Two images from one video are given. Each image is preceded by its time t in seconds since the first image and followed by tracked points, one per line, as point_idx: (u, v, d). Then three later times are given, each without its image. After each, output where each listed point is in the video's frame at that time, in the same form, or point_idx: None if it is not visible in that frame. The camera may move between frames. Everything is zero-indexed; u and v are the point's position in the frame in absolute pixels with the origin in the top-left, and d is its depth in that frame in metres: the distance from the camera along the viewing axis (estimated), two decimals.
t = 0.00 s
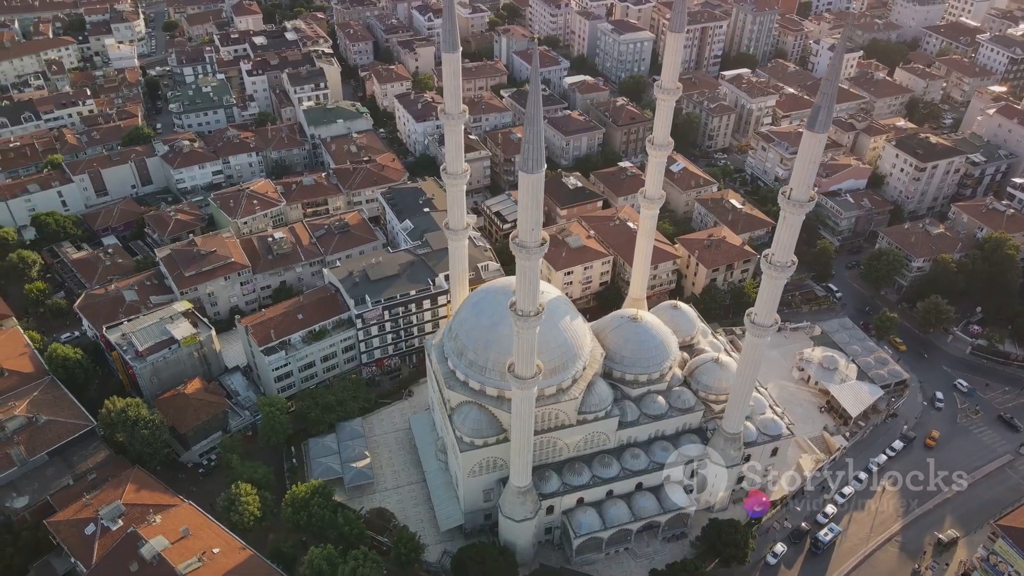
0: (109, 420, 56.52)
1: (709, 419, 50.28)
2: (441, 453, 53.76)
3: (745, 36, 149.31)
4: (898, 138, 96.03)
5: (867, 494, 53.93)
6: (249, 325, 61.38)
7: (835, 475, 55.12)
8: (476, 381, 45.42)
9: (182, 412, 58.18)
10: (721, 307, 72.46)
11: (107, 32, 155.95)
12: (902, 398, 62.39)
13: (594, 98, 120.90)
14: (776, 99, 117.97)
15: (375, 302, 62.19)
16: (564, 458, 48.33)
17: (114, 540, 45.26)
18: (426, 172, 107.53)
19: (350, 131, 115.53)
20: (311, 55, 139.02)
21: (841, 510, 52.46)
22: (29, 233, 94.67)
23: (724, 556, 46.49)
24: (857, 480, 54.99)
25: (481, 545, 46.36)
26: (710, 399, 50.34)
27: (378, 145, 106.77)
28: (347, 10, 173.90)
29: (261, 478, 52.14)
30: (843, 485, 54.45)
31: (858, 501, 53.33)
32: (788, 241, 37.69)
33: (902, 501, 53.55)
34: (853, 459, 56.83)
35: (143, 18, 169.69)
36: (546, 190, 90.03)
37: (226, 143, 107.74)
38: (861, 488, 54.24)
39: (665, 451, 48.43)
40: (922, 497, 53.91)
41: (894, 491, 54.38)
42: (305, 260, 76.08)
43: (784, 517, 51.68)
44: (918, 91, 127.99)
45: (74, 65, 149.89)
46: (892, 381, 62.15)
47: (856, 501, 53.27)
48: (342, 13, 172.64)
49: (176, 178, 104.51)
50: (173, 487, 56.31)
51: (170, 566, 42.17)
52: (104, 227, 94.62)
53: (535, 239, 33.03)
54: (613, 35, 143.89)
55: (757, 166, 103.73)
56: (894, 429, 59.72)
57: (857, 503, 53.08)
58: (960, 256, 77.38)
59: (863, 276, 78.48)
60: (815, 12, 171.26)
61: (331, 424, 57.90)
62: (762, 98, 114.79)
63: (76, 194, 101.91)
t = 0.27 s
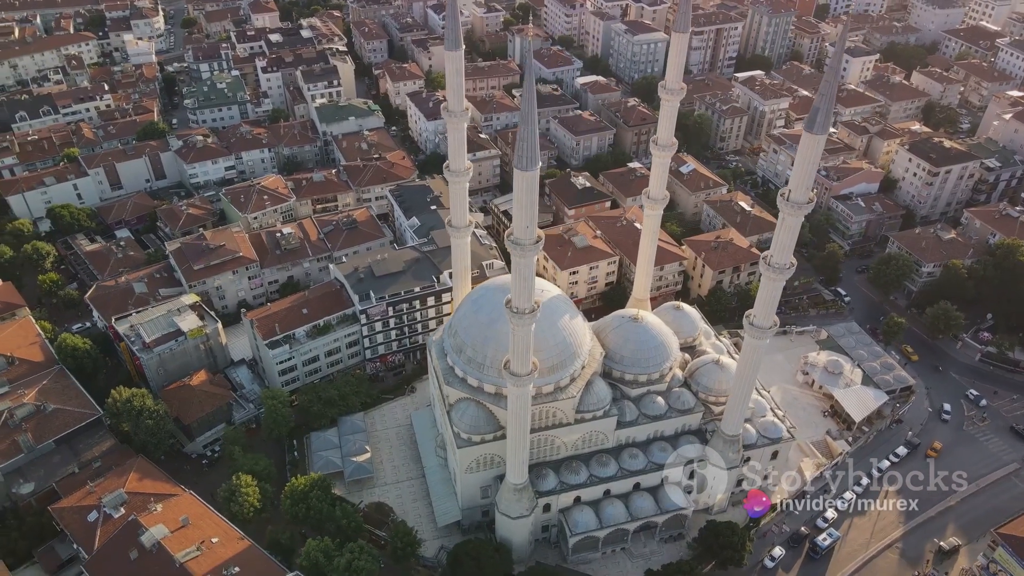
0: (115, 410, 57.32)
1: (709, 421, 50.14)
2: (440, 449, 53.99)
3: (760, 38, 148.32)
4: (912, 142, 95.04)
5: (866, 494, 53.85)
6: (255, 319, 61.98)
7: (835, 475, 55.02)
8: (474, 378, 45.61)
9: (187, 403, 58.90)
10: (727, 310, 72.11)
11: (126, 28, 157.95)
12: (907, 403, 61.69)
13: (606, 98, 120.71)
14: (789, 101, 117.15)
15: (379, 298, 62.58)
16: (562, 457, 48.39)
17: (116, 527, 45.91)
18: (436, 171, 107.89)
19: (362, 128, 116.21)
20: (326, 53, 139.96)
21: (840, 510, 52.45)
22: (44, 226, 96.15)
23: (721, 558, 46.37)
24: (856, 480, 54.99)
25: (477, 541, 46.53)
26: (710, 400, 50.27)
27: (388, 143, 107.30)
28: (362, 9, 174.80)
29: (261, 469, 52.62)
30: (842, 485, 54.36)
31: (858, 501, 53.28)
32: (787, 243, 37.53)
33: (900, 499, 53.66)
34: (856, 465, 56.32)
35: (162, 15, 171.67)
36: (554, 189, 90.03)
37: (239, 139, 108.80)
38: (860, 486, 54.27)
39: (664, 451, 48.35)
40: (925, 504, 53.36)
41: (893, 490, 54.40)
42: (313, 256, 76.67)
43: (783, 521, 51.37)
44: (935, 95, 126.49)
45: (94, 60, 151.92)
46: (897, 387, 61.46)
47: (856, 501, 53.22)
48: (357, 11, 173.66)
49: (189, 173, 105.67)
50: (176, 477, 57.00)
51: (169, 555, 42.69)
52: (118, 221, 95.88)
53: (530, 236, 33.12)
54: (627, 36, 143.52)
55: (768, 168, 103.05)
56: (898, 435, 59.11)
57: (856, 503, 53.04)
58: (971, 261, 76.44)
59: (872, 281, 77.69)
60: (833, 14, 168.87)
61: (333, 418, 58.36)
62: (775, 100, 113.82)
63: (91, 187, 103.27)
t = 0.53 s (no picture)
0: (122, 400, 58.17)
1: (708, 422, 50.02)
2: (440, 445, 54.24)
3: (776, 40, 147.17)
4: (926, 146, 93.99)
5: (865, 493, 53.85)
6: (261, 312, 62.60)
7: (835, 475, 54.90)
8: (473, 374, 45.83)
9: (192, 394, 59.63)
10: (733, 312, 71.74)
11: (146, 25, 159.88)
12: (913, 410, 60.99)
13: (618, 99, 120.42)
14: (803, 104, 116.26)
15: (384, 294, 62.98)
16: (560, 455, 48.47)
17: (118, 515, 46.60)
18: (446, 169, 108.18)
19: (374, 125, 116.85)
20: (341, 51, 140.81)
21: (839, 509, 52.45)
22: (60, 218, 97.71)
23: (717, 560, 46.25)
24: (856, 479, 54.95)
25: (474, 537, 46.72)
26: (710, 402, 50.13)
27: (399, 141, 107.83)
28: (379, 7, 175.60)
29: (263, 461, 53.14)
30: (841, 485, 54.27)
31: (857, 501, 53.24)
32: (786, 244, 37.32)
33: (900, 499, 53.68)
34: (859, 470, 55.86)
35: (181, 12, 173.62)
36: (563, 189, 90.01)
37: (252, 135, 109.87)
38: (858, 485, 54.41)
39: (663, 452, 48.27)
40: (927, 511, 52.79)
41: (893, 489, 54.41)
42: (321, 252, 77.25)
43: (782, 525, 51.08)
44: (952, 100, 124.87)
45: (114, 56, 153.98)
46: (903, 393, 60.77)
47: (855, 500, 53.23)
48: (373, 10, 174.55)
49: (203, 167, 106.81)
50: (180, 467, 57.77)
51: (168, 543, 43.22)
52: (132, 214, 97.17)
53: (525, 233, 33.17)
54: (642, 36, 143.03)
55: (780, 171, 102.11)
56: (903, 441, 58.47)
57: (855, 502, 53.08)
58: (983, 268, 75.41)
59: (881, 285, 76.84)
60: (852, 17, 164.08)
61: (335, 413, 58.82)
62: (788, 103, 112.59)
63: (106, 180, 104.69)
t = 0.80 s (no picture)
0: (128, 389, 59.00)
1: (708, 423, 49.88)
2: (441, 441, 54.50)
3: (792, 42, 145.94)
4: (940, 151, 92.88)
5: (864, 493, 53.76)
6: (267, 306, 63.19)
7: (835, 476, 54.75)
8: (473, 371, 46.01)
9: (198, 386, 60.34)
10: (739, 315, 71.31)
11: (166, 21, 161.80)
12: (918, 416, 60.32)
13: (631, 99, 120.07)
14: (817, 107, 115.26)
15: (388, 290, 63.33)
16: (558, 453, 48.54)
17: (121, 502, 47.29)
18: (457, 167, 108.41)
19: (386, 123, 117.45)
20: (355, 48, 141.57)
21: (838, 509, 52.33)
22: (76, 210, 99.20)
23: (714, 562, 46.11)
24: (855, 480, 54.78)
25: (470, 533, 46.91)
26: (710, 403, 49.97)
27: (410, 139, 108.29)
28: (395, 6, 176.33)
29: (264, 452, 53.70)
30: (841, 487, 54.08)
31: (856, 500, 53.14)
32: (783, 246, 37.15)
33: (899, 498, 53.68)
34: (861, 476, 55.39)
35: (201, 9, 175.52)
36: (571, 188, 89.93)
37: (266, 131, 110.91)
38: (857, 485, 54.33)
39: (661, 452, 48.19)
40: (929, 518, 52.22)
41: (893, 489, 54.29)
42: (329, 247, 77.80)
43: (781, 528, 50.80)
44: (970, 105, 123.17)
45: (133, 52, 155.92)
46: (909, 399, 60.07)
47: (854, 500, 53.19)
48: (390, 9, 175.38)
49: (216, 162, 107.92)
50: (185, 457, 58.47)
51: (168, 531, 43.80)
52: (146, 207, 98.42)
53: (521, 231, 33.22)
54: (656, 37, 142.45)
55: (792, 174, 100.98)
56: (907, 448, 57.86)
57: (854, 502, 53.05)
58: (995, 274, 74.34)
59: (891, 290, 75.99)
60: (871, 20, 163.79)
61: (338, 407, 59.26)
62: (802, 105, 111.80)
63: (122, 173, 106.06)
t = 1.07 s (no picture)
0: (135, 379, 59.83)
1: (707, 425, 49.72)
2: (441, 437, 54.76)
3: (809, 45, 144.64)
4: (955, 155, 91.77)
5: (863, 493, 53.82)
6: (273, 300, 63.91)
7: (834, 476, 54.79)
8: (472, 367, 46.19)
9: (204, 377, 61.08)
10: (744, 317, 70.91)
11: (185, 18, 163.54)
12: (924, 422, 59.67)
13: (643, 100, 119.63)
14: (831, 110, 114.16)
15: (393, 286, 63.72)
16: (556, 452, 48.63)
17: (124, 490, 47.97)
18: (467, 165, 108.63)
19: (398, 121, 118.01)
20: (370, 46, 142.30)
21: (837, 509, 52.33)
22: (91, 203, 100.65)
23: (710, 564, 45.94)
24: (855, 481, 54.76)
25: (467, 529, 47.10)
26: (710, 405, 49.83)
27: (422, 136, 108.74)
28: (411, 4, 177.01)
29: (267, 444, 54.27)
30: (842, 487, 54.03)
31: (856, 501, 53.12)
32: (783, 247, 37.10)
33: (900, 499, 53.60)
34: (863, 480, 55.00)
35: (220, 6, 177.15)
36: (580, 188, 89.90)
37: (279, 127, 111.88)
38: (857, 485, 54.31)
39: (660, 453, 48.12)
40: (932, 525, 51.70)
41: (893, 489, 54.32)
42: (337, 243, 78.40)
43: (780, 532, 50.56)
44: (989, 109, 121.44)
45: (152, 48, 157.68)
46: (914, 405, 59.40)
47: (854, 500, 53.17)
48: (406, 7, 176.10)
49: (230, 158, 109.02)
50: (189, 448, 59.18)
51: (168, 519, 44.39)
52: (159, 201, 99.63)
53: (518, 228, 33.33)
54: (671, 38, 141.83)
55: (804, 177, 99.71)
56: (912, 454, 57.30)
57: (854, 502, 53.03)
58: (1007, 281, 73.36)
59: (900, 295, 75.21)
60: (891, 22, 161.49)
61: (341, 401, 59.72)
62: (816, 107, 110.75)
63: (137, 167, 107.42)
